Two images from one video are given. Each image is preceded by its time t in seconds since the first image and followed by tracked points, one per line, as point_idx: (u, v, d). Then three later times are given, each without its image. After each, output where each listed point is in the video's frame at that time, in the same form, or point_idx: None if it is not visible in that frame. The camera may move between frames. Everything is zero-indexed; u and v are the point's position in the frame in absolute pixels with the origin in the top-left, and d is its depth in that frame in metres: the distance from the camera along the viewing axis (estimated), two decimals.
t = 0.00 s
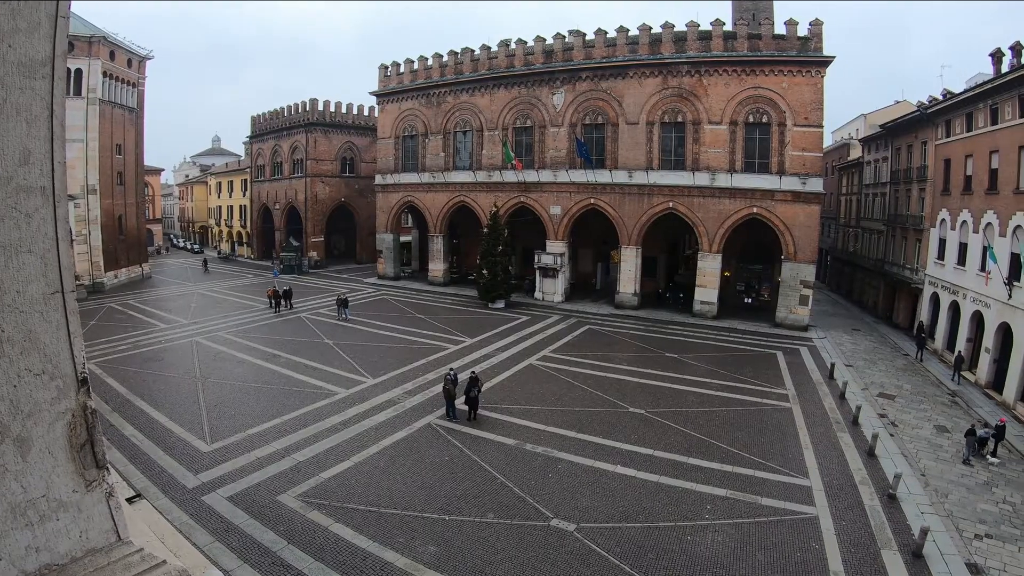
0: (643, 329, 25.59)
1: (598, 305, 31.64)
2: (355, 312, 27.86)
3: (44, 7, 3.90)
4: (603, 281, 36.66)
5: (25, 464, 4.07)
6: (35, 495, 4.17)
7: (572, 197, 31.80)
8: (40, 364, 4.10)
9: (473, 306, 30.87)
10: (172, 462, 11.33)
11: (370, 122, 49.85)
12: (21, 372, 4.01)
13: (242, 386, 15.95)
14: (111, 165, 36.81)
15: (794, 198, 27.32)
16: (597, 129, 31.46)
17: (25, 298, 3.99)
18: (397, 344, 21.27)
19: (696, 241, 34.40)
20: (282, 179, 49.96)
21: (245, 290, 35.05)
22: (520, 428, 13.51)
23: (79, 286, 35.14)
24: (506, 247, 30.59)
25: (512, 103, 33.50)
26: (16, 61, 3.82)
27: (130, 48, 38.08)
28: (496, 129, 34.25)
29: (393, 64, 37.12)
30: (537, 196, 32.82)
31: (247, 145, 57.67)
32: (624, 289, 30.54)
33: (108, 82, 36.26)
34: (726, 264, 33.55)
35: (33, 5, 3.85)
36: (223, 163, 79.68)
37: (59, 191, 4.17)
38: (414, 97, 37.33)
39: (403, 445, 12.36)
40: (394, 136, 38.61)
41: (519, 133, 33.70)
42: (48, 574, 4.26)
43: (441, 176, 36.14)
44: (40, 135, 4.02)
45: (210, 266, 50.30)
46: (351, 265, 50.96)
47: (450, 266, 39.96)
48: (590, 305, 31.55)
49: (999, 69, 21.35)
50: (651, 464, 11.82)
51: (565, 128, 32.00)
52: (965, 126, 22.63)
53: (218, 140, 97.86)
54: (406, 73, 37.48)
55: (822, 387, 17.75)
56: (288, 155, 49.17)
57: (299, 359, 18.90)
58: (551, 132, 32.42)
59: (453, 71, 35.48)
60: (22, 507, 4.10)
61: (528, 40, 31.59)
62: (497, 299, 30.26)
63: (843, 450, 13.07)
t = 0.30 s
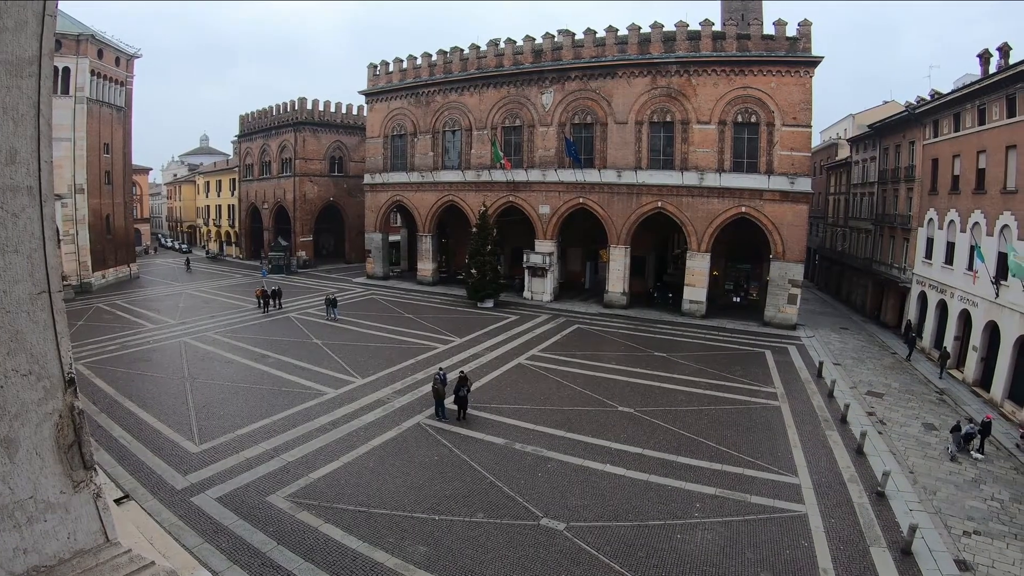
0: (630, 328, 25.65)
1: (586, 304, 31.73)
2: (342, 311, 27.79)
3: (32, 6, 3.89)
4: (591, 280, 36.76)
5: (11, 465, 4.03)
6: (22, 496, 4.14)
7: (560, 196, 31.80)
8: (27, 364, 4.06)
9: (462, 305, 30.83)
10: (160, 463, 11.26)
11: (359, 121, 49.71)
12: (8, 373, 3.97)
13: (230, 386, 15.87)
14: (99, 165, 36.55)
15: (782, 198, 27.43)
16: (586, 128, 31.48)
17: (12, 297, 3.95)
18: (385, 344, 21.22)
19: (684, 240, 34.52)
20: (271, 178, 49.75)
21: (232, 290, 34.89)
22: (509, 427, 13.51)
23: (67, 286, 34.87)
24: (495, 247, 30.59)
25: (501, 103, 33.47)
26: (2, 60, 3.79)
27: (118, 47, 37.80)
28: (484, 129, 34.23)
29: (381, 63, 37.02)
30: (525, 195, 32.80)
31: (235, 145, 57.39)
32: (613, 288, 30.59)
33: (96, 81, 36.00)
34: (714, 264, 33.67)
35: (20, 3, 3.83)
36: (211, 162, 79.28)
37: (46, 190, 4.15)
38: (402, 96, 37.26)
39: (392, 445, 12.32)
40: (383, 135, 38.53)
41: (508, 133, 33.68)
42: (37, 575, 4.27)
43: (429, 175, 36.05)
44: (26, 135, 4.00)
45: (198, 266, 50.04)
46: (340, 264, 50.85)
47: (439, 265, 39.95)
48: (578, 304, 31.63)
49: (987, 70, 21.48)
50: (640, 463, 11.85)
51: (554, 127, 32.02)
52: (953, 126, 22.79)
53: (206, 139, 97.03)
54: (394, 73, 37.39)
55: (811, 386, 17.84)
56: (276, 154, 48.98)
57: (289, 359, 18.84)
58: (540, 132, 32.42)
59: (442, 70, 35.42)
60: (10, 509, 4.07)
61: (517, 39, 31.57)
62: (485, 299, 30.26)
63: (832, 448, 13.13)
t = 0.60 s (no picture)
0: (620, 328, 25.68)
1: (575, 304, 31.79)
2: (331, 311, 27.70)
3: (18, 5, 4.20)
4: (580, 280, 36.82)
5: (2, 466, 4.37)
6: (11, 497, 4.48)
7: (550, 196, 31.80)
8: (13, 365, 4.39)
9: (451, 305, 30.80)
10: (149, 463, 11.19)
11: (349, 120, 49.55)
12: None
13: (219, 386, 15.79)
14: (87, 163, 36.27)
15: (771, 198, 27.54)
16: (575, 128, 31.50)
17: None
18: (373, 343, 21.16)
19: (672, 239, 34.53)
20: (259, 177, 49.52)
21: (221, 290, 34.72)
22: (498, 427, 13.49)
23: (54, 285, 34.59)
24: (484, 246, 30.57)
25: (491, 102, 33.43)
26: None
27: (107, 44, 37.55)
28: (474, 128, 34.20)
29: (371, 62, 36.93)
30: (514, 194, 32.78)
31: (224, 143, 57.14)
32: (602, 288, 30.61)
33: (85, 79, 35.75)
34: (703, 263, 33.79)
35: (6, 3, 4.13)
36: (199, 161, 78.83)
37: (30, 188, 4.47)
38: (392, 95, 37.18)
39: (382, 445, 12.29)
40: (372, 134, 38.44)
41: (497, 132, 33.66)
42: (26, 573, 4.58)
43: (419, 174, 35.98)
44: (13, 134, 4.31)
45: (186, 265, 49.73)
46: (329, 264, 50.73)
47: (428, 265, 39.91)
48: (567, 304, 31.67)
49: (975, 72, 21.63)
50: (629, 462, 11.86)
51: (543, 127, 32.02)
52: (941, 127, 22.94)
53: (194, 137, 96.33)
54: (384, 72, 37.32)
55: (800, 385, 17.92)
56: (266, 153, 48.75)
57: (278, 358, 18.74)
58: (529, 131, 32.41)
59: (431, 69, 35.37)
60: None
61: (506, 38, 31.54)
62: (474, 298, 30.22)
63: (820, 447, 13.20)
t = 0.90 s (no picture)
0: (608, 327, 25.73)
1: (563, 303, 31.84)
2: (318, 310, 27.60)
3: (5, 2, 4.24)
4: (569, 279, 36.91)
5: None
6: None
7: (539, 196, 31.81)
8: None
9: (439, 304, 30.76)
10: (136, 464, 11.11)
11: (338, 119, 49.38)
12: None
13: (207, 386, 15.71)
14: (75, 161, 35.96)
15: (759, 198, 27.67)
16: (564, 128, 31.52)
17: None
18: (359, 343, 21.08)
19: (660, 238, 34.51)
20: (247, 176, 49.27)
21: (209, 289, 34.53)
22: (487, 426, 13.48)
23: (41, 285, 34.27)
24: (472, 245, 30.53)
25: (479, 102, 33.40)
26: None
27: (95, 42, 37.25)
28: (463, 127, 34.15)
29: (360, 61, 36.82)
30: (503, 194, 32.75)
31: (212, 142, 56.81)
32: (590, 287, 30.67)
33: (73, 77, 35.45)
34: (691, 263, 33.94)
35: None
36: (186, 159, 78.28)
37: (16, 188, 4.54)
38: (380, 94, 37.08)
39: (370, 444, 12.25)
40: (361, 133, 38.32)
41: (486, 132, 33.63)
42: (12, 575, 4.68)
43: (407, 173, 35.91)
44: None
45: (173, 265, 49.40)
46: (317, 263, 50.60)
47: (416, 264, 39.85)
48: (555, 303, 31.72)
49: (962, 73, 21.79)
50: (617, 461, 11.89)
51: (532, 126, 32.01)
52: (929, 129, 23.10)
53: (182, 136, 95.59)
54: (373, 70, 37.22)
55: (788, 384, 18.01)
56: (254, 151, 48.49)
57: (266, 358, 18.64)
58: (518, 131, 32.39)
59: (420, 68, 35.30)
60: None
61: (495, 38, 31.51)
62: (463, 298, 30.18)
63: (808, 446, 13.27)
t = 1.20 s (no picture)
0: (598, 326, 25.76)
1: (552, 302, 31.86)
2: (307, 310, 27.49)
3: None
4: (557, 279, 36.98)
5: None
6: None
7: (527, 195, 31.83)
8: None
9: (428, 303, 30.73)
10: (124, 464, 11.04)
11: (326, 118, 49.21)
12: None
13: (196, 386, 15.63)
14: (62, 160, 35.69)
15: (748, 197, 27.79)
16: (553, 127, 31.53)
17: None
18: (347, 343, 21.02)
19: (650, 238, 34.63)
20: (236, 175, 49.03)
21: (198, 288, 34.34)
22: (476, 425, 13.47)
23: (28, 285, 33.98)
24: (461, 244, 30.47)
25: (468, 101, 33.37)
26: None
27: (83, 39, 36.98)
28: (451, 126, 34.12)
29: (349, 60, 36.73)
30: (492, 193, 32.73)
31: (201, 140, 56.49)
32: (579, 286, 30.70)
33: (61, 75, 35.18)
34: (679, 262, 34.08)
35: None
36: (175, 157, 77.82)
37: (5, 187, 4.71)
38: (369, 93, 37.00)
39: (359, 444, 12.22)
40: (350, 132, 38.22)
41: (475, 131, 33.60)
42: None
43: (396, 172, 35.85)
44: None
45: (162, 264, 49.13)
46: (305, 262, 50.44)
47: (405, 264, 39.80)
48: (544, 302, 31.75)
49: (950, 75, 21.95)
50: (606, 460, 11.91)
51: (521, 126, 32.01)
52: (916, 129, 23.27)
53: (170, 135, 94.83)
54: (362, 69, 37.14)
55: (777, 383, 18.08)
56: (242, 150, 48.27)
57: (255, 358, 18.56)
58: (507, 130, 32.38)
59: (409, 67, 35.25)
60: None
61: (485, 37, 31.48)
62: (452, 297, 30.15)
63: (797, 444, 13.32)
